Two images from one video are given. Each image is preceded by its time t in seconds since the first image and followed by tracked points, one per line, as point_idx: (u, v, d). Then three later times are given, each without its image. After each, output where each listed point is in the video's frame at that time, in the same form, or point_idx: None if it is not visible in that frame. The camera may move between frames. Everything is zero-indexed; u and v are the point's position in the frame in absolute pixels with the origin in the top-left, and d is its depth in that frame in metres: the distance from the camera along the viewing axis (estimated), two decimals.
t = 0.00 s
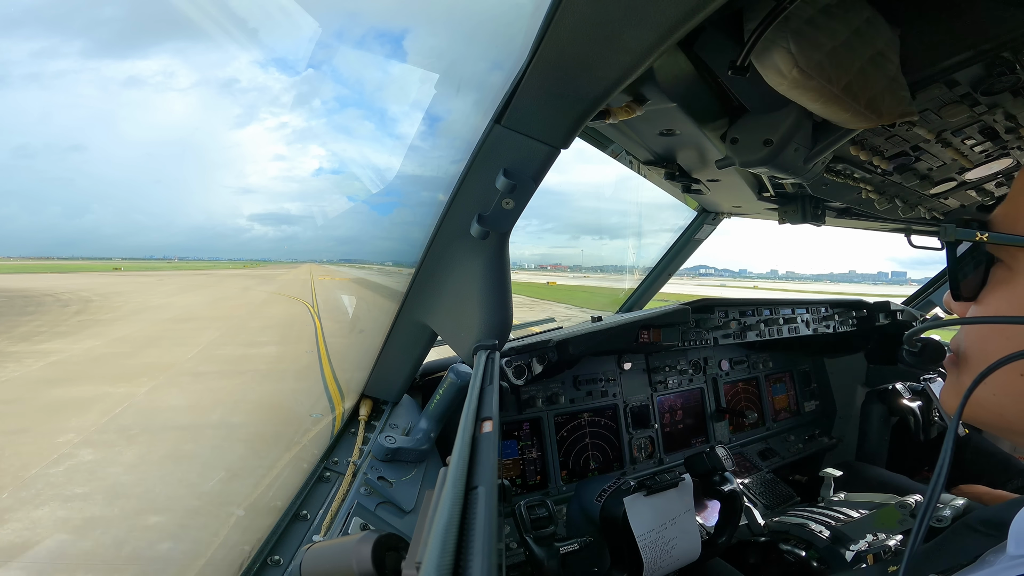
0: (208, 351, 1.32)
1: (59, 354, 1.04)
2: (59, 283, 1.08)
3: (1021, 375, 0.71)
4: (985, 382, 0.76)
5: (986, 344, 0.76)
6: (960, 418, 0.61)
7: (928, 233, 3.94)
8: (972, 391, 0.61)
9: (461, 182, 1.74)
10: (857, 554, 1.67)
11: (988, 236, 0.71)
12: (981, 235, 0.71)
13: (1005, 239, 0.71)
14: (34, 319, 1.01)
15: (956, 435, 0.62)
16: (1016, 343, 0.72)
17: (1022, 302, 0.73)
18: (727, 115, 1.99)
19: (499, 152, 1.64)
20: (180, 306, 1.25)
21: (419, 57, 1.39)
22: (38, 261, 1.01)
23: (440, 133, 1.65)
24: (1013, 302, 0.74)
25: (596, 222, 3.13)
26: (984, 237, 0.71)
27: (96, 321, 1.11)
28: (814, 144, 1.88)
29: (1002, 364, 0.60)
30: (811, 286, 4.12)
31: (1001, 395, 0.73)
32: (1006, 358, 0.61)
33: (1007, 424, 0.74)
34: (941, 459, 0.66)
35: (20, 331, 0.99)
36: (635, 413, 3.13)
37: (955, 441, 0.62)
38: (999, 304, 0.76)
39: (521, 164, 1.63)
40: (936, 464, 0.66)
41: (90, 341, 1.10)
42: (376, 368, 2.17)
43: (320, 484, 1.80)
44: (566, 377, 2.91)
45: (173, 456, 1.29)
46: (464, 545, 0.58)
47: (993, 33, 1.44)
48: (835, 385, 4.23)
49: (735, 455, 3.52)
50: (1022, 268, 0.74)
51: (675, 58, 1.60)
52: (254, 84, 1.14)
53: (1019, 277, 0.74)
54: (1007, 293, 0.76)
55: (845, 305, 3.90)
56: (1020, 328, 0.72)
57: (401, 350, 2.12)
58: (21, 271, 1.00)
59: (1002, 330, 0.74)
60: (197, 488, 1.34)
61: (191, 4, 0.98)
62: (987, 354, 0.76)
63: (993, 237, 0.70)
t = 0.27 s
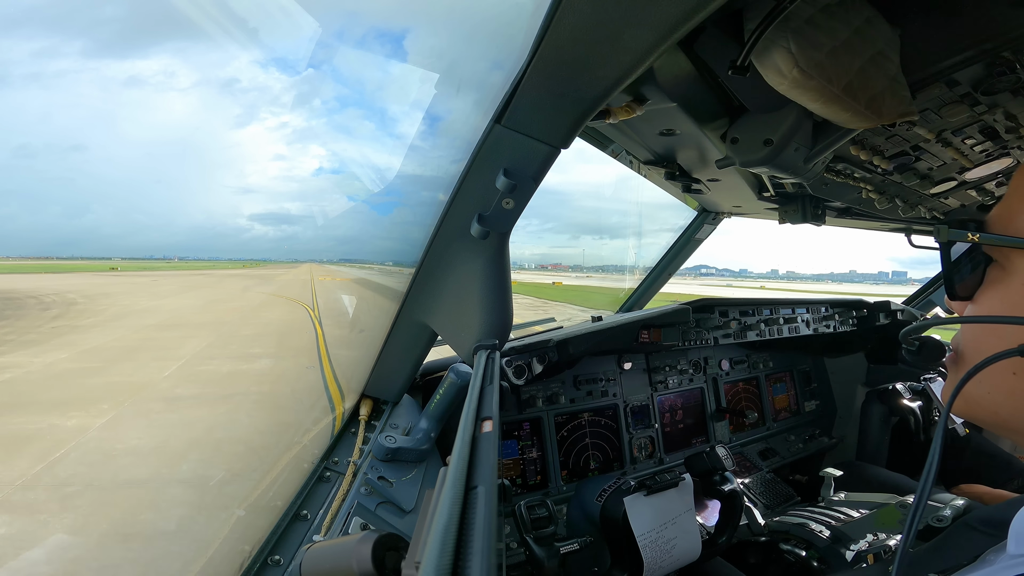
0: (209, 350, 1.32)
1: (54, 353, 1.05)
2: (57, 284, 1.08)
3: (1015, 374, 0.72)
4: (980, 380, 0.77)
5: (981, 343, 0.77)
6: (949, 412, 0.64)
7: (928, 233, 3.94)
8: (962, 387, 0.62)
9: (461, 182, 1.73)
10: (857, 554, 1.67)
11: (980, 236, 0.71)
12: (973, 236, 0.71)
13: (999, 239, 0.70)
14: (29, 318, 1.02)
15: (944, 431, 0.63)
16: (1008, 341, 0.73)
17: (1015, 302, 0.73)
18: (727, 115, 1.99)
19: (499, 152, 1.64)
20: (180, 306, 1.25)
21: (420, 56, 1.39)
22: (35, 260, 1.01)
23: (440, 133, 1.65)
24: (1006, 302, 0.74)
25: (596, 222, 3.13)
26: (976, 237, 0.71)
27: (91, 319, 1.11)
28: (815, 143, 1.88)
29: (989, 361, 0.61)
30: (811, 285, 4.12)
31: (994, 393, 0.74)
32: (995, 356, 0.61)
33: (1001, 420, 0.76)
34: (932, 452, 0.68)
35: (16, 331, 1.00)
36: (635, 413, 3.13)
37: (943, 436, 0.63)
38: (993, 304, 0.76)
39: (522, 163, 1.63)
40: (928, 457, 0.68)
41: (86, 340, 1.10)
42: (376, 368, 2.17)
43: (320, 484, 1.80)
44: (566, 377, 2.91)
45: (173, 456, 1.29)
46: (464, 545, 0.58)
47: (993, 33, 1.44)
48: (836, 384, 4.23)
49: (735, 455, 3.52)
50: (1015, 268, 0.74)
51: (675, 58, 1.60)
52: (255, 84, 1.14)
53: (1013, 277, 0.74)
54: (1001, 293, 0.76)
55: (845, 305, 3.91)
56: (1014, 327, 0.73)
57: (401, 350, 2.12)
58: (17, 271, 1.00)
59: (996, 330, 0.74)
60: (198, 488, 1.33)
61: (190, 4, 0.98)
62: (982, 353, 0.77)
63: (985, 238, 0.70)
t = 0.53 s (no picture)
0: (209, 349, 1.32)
1: (56, 353, 1.05)
2: (57, 283, 1.08)
3: (1003, 374, 0.73)
4: (969, 380, 0.78)
5: (970, 343, 0.77)
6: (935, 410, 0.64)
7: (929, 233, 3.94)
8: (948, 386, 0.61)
9: (461, 182, 1.73)
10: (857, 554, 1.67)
11: (966, 236, 0.71)
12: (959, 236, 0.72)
13: (986, 239, 0.70)
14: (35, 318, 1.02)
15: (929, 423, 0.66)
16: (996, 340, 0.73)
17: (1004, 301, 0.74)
18: (727, 114, 1.99)
19: (499, 151, 1.64)
20: (180, 305, 1.25)
21: (420, 56, 1.40)
22: (40, 261, 1.01)
23: (440, 133, 1.66)
24: (995, 301, 0.75)
25: (596, 222, 3.13)
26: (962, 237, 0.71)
27: (94, 319, 1.11)
28: (815, 143, 1.88)
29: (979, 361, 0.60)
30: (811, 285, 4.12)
31: (983, 393, 0.75)
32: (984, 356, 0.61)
33: (990, 419, 0.77)
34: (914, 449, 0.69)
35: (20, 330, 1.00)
36: (635, 413, 3.13)
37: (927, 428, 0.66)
38: (981, 304, 0.77)
39: (522, 163, 1.63)
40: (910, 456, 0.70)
41: (88, 339, 1.10)
42: (376, 368, 2.18)
43: (320, 483, 1.80)
44: (566, 377, 2.91)
45: (173, 456, 1.29)
46: (464, 545, 0.58)
47: (993, 32, 1.44)
48: (836, 384, 4.22)
49: (736, 455, 3.52)
50: (1003, 268, 0.75)
51: (675, 58, 1.60)
52: (255, 84, 1.14)
53: (1001, 276, 0.75)
54: (988, 293, 0.76)
55: (845, 305, 3.91)
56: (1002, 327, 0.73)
57: (401, 350, 2.12)
58: (22, 270, 1.00)
59: (985, 329, 0.74)
60: (198, 487, 1.33)
61: (190, 4, 0.98)
62: (970, 352, 0.77)
63: (971, 237, 0.71)
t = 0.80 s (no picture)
0: (208, 350, 1.32)
1: (60, 353, 1.04)
2: (57, 283, 1.07)
3: (1002, 367, 0.73)
4: (969, 372, 0.78)
5: (969, 336, 0.78)
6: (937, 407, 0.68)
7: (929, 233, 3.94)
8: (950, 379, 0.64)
9: (461, 182, 1.73)
10: (857, 553, 1.68)
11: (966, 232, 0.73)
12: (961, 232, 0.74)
13: (985, 235, 0.72)
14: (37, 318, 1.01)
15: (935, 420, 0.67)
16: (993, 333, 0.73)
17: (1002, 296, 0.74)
18: (727, 114, 1.99)
19: (499, 151, 1.64)
20: (180, 305, 1.25)
21: (420, 56, 1.40)
22: (39, 260, 1.01)
23: (440, 133, 1.66)
24: (994, 296, 0.75)
25: (597, 222, 3.13)
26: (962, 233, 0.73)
27: (98, 319, 1.10)
28: (815, 143, 1.88)
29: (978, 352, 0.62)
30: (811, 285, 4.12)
31: (983, 385, 0.76)
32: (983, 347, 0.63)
33: (992, 415, 0.76)
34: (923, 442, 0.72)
35: (23, 331, 0.98)
36: (635, 413, 3.13)
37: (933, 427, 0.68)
38: (979, 299, 0.77)
39: (522, 163, 1.63)
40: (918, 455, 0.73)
41: (91, 339, 1.09)
42: (376, 368, 2.17)
43: (320, 483, 1.80)
44: (566, 377, 2.91)
45: (173, 456, 1.28)
46: (463, 544, 0.58)
47: (994, 32, 1.43)
48: (836, 384, 4.23)
49: (736, 455, 3.52)
50: (1001, 264, 0.75)
51: (675, 57, 1.60)
52: (255, 84, 1.14)
53: (998, 273, 0.75)
54: (987, 289, 0.76)
55: (845, 305, 3.92)
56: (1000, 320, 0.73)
57: (401, 350, 2.12)
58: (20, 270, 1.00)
59: (983, 322, 0.75)
60: (198, 488, 1.33)
61: (190, 4, 0.98)
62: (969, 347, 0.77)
63: (972, 233, 0.72)
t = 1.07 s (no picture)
0: (210, 351, 1.32)
1: (58, 353, 1.04)
2: (57, 284, 1.07)
3: (1008, 357, 0.74)
4: (974, 365, 0.79)
5: (971, 329, 0.79)
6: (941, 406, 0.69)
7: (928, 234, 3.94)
8: (956, 370, 0.65)
9: (461, 183, 1.73)
10: (857, 555, 1.68)
11: (968, 228, 0.74)
12: (963, 228, 0.75)
13: (987, 231, 0.73)
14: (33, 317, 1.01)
15: (940, 423, 0.69)
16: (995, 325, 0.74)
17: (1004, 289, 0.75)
18: (727, 115, 1.99)
19: (499, 152, 1.64)
20: (180, 306, 1.25)
21: (420, 57, 1.40)
22: (42, 261, 1.00)
23: (440, 134, 1.66)
24: (996, 289, 0.76)
25: (596, 223, 3.13)
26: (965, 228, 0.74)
27: (95, 318, 1.10)
28: (815, 144, 1.88)
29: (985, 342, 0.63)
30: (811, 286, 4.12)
31: (988, 377, 0.76)
32: (989, 337, 0.64)
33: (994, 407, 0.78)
34: (925, 442, 0.72)
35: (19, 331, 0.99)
36: (635, 414, 3.13)
37: (938, 429, 0.70)
38: (982, 292, 0.78)
39: (522, 164, 1.63)
40: (918, 457, 0.74)
41: (87, 338, 1.09)
42: (376, 369, 2.17)
43: (320, 484, 1.80)
44: (566, 378, 2.90)
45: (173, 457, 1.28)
46: (464, 545, 0.58)
47: (992, 34, 1.44)
48: (835, 385, 4.23)
49: (736, 456, 3.52)
50: (1002, 258, 0.75)
51: (675, 59, 1.60)
52: (255, 85, 1.14)
53: (1000, 267, 0.75)
54: (989, 283, 0.77)
55: (846, 306, 3.95)
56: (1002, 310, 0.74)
57: (401, 351, 2.12)
58: (22, 271, 0.99)
59: (985, 315, 0.76)
60: (198, 489, 1.33)
61: (191, 5, 0.98)
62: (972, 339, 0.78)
63: (974, 229, 0.73)
